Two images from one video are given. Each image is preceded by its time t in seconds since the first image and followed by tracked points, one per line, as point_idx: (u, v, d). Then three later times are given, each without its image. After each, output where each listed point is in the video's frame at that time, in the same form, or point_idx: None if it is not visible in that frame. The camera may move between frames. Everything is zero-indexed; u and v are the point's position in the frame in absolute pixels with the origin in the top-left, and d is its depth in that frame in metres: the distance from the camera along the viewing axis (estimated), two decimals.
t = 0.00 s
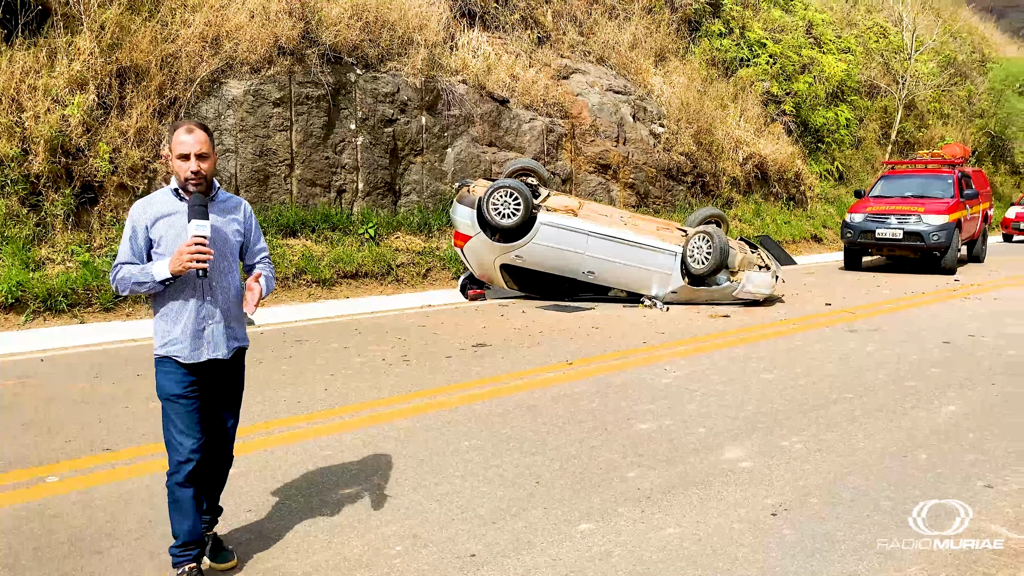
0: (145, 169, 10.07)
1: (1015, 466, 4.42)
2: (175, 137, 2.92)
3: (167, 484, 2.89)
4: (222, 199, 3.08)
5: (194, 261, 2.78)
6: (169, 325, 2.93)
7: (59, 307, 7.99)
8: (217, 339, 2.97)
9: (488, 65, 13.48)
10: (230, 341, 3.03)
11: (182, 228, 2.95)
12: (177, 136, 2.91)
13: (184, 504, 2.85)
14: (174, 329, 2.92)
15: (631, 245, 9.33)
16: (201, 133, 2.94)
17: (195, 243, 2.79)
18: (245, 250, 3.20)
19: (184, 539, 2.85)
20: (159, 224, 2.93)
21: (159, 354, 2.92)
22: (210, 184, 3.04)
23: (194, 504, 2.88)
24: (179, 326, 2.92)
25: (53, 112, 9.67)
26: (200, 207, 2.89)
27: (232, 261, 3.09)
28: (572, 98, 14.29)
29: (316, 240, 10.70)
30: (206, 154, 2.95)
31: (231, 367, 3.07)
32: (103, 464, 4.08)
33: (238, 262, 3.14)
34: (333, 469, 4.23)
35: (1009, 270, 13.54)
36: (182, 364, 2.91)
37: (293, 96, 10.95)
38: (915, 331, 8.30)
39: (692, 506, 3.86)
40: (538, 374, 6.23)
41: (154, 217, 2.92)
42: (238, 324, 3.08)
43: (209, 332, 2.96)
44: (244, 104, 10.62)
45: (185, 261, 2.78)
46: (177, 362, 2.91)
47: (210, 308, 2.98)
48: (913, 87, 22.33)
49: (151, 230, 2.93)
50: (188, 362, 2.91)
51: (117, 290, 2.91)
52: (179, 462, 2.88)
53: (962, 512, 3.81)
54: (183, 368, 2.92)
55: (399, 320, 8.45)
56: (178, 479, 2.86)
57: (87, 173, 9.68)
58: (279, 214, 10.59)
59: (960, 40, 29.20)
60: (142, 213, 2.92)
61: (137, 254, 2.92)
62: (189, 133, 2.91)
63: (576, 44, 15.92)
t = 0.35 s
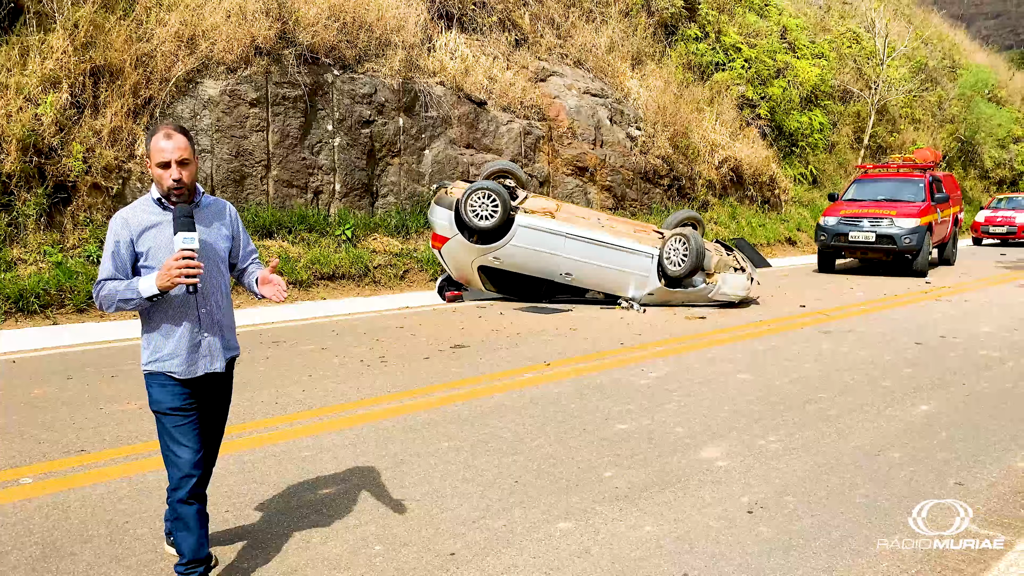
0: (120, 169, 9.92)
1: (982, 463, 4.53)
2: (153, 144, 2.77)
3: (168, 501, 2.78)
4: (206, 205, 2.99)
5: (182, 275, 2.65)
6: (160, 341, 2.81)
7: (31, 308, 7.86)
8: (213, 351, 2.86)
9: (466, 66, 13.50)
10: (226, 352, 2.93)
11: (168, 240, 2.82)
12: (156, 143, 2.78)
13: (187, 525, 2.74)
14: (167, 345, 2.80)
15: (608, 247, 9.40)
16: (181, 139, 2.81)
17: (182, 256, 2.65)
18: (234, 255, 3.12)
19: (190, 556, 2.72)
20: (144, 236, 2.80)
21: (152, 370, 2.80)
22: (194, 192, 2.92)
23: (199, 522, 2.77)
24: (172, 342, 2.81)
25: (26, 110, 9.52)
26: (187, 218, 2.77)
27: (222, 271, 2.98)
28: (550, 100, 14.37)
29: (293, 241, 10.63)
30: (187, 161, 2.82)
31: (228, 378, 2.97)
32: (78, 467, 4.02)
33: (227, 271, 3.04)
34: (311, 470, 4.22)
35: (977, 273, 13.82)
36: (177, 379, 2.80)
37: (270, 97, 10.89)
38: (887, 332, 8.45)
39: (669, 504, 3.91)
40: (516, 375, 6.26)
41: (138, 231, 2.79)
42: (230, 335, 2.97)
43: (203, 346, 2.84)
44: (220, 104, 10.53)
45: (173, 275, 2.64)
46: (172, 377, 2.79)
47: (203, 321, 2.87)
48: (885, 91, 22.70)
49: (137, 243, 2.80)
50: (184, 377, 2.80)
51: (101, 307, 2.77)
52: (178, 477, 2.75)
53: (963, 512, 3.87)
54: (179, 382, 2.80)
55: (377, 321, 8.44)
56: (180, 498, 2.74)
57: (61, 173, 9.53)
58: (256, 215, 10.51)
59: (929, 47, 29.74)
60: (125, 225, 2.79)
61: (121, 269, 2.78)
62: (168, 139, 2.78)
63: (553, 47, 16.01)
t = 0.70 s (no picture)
0: (97, 167, 9.82)
1: (947, 456, 4.67)
2: (146, 142, 2.68)
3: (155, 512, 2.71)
4: (201, 207, 2.86)
5: (174, 281, 2.52)
6: (149, 350, 2.69)
7: (7, 306, 7.79)
8: (205, 359, 2.75)
9: (446, 66, 13.53)
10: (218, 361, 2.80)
11: (160, 243, 2.71)
12: (149, 140, 2.68)
13: (173, 539, 2.67)
14: (154, 355, 2.69)
15: (586, 247, 9.49)
16: (176, 137, 2.72)
17: (174, 262, 2.52)
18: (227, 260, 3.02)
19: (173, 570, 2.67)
20: (134, 238, 2.68)
21: (139, 381, 2.69)
22: (188, 193, 2.81)
23: (186, 534, 2.71)
24: (161, 352, 2.69)
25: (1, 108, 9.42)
26: (180, 220, 2.65)
27: (216, 276, 2.86)
28: (528, 101, 14.45)
29: (272, 240, 10.61)
30: (182, 160, 2.72)
31: (221, 387, 2.84)
32: (60, 464, 4.02)
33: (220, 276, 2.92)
34: (293, 466, 4.26)
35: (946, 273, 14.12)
36: (165, 391, 2.69)
37: (248, 95, 10.82)
38: (859, 331, 8.63)
39: (645, 498, 4.00)
40: (496, 373, 6.33)
41: (129, 231, 2.67)
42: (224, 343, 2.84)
43: (194, 357, 2.72)
44: (198, 103, 10.47)
45: (163, 282, 2.51)
46: (159, 389, 2.68)
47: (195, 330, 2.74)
48: (859, 94, 23.07)
49: (127, 245, 2.68)
50: (173, 388, 2.69)
51: (87, 313, 2.64)
52: (161, 492, 2.67)
53: (962, 512, 3.90)
54: (167, 395, 2.70)
55: (357, 320, 8.46)
56: (163, 514, 2.66)
57: (37, 171, 9.44)
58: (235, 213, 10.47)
59: (903, 50, 30.20)
60: (114, 226, 2.66)
61: (109, 272, 2.65)
62: (162, 136, 2.68)
63: (532, 48, 16.11)
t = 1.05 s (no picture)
0: (67, 164, 9.69)
1: (906, 443, 4.85)
2: (169, 138, 2.60)
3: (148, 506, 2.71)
4: (218, 208, 2.74)
5: (185, 282, 2.44)
6: (154, 354, 2.59)
7: None
8: (207, 369, 2.61)
9: (418, 64, 13.53)
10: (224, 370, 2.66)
11: (173, 243, 2.60)
12: (172, 136, 2.61)
13: (160, 534, 2.70)
14: (157, 359, 2.58)
15: (559, 244, 9.59)
16: (199, 135, 2.63)
17: (187, 262, 2.45)
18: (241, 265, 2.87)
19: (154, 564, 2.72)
20: (146, 236, 2.58)
21: (138, 384, 2.60)
22: (205, 195, 2.70)
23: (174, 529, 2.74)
24: (165, 356, 2.58)
25: None
26: (194, 220, 2.54)
27: (228, 280, 2.73)
28: (501, 98, 14.49)
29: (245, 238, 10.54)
30: (202, 158, 2.63)
31: (225, 395, 2.68)
32: (38, 460, 4.01)
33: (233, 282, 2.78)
34: (269, 459, 4.29)
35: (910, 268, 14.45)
36: (163, 397, 2.59)
37: (220, 92, 10.79)
38: (824, 325, 8.85)
39: (616, 486, 4.11)
40: (469, 368, 6.40)
41: (142, 229, 2.57)
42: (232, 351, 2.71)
43: (197, 364, 2.60)
44: (170, 100, 10.42)
45: (176, 282, 2.43)
46: (158, 395, 2.58)
47: (201, 335, 2.62)
48: (827, 92, 23.46)
49: (138, 244, 2.58)
50: (175, 395, 2.58)
51: (96, 312, 2.56)
52: (149, 496, 2.65)
53: (963, 512, 3.79)
54: (165, 401, 2.59)
55: (331, 317, 8.47)
56: (151, 513, 2.66)
57: (6, 168, 9.29)
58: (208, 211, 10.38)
59: (869, 49, 30.71)
60: (127, 224, 2.57)
61: (120, 271, 2.58)
62: (185, 133, 2.60)
63: (504, 45, 16.18)
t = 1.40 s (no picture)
0: (19, 164, 9.47)
1: (861, 429, 5.01)
2: (207, 136, 2.53)
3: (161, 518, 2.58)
4: (255, 208, 2.65)
5: (213, 288, 2.36)
6: (185, 357, 2.52)
7: None
8: (239, 378, 2.53)
9: (378, 60, 13.46)
10: (256, 377, 2.58)
11: (202, 244, 2.51)
12: (211, 133, 2.54)
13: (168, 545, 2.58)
14: (188, 363, 2.51)
15: (522, 239, 9.66)
16: (237, 134, 2.56)
17: (214, 266, 2.37)
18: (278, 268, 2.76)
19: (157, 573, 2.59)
20: (176, 236, 2.51)
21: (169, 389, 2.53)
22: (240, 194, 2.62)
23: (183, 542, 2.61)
24: (195, 360, 2.50)
25: None
26: (225, 221, 2.45)
27: (263, 283, 2.63)
28: (462, 94, 14.49)
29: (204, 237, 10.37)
30: (240, 159, 2.55)
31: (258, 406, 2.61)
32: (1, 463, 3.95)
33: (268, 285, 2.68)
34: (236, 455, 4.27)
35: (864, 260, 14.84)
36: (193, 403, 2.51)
37: (178, 89, 10.59)
38: (782, 316, 9.06)
39: (582, 476, 4.19)
40: (435, 364, 6.44)
41: (172, 227, 2.50)
42: (265, 356, 2.62)
43: (228, 370, 2.51)
44: (125, 97, 10.20)
45: (201, 287, 2.36)
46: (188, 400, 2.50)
47: (235, 339, 2.54)
48: (782, 88, 23.93)
49: (169, 242, 2.51)
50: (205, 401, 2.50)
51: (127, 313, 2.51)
52: (171, 509, 2.52)
53: (963, 512, 3.70)
54: (195, 408, 2.51)
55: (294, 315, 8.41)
56: (167, 523, 2.54)
57: None
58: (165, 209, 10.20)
59: (823, 44, 31.35)
60: (158, 223, 2.50)
61: (151, 271, 2.51)
62: (224, 131, 2.54)
63: (464, 42, 16.20)
